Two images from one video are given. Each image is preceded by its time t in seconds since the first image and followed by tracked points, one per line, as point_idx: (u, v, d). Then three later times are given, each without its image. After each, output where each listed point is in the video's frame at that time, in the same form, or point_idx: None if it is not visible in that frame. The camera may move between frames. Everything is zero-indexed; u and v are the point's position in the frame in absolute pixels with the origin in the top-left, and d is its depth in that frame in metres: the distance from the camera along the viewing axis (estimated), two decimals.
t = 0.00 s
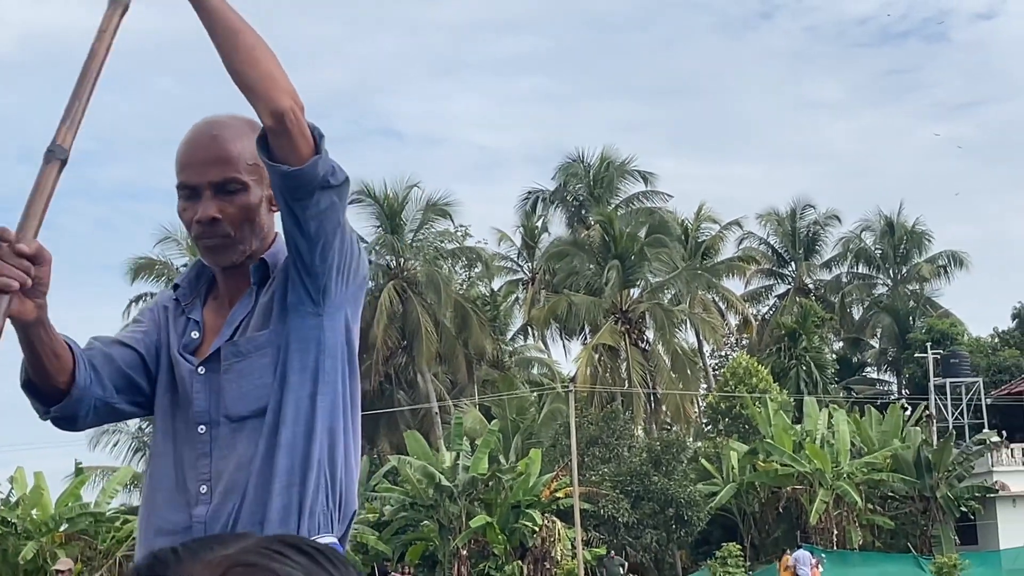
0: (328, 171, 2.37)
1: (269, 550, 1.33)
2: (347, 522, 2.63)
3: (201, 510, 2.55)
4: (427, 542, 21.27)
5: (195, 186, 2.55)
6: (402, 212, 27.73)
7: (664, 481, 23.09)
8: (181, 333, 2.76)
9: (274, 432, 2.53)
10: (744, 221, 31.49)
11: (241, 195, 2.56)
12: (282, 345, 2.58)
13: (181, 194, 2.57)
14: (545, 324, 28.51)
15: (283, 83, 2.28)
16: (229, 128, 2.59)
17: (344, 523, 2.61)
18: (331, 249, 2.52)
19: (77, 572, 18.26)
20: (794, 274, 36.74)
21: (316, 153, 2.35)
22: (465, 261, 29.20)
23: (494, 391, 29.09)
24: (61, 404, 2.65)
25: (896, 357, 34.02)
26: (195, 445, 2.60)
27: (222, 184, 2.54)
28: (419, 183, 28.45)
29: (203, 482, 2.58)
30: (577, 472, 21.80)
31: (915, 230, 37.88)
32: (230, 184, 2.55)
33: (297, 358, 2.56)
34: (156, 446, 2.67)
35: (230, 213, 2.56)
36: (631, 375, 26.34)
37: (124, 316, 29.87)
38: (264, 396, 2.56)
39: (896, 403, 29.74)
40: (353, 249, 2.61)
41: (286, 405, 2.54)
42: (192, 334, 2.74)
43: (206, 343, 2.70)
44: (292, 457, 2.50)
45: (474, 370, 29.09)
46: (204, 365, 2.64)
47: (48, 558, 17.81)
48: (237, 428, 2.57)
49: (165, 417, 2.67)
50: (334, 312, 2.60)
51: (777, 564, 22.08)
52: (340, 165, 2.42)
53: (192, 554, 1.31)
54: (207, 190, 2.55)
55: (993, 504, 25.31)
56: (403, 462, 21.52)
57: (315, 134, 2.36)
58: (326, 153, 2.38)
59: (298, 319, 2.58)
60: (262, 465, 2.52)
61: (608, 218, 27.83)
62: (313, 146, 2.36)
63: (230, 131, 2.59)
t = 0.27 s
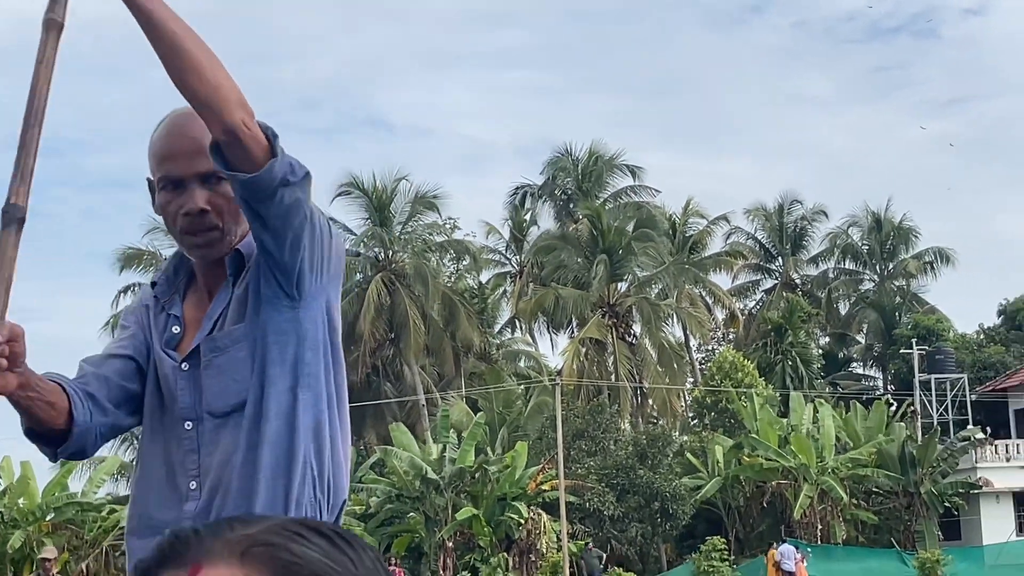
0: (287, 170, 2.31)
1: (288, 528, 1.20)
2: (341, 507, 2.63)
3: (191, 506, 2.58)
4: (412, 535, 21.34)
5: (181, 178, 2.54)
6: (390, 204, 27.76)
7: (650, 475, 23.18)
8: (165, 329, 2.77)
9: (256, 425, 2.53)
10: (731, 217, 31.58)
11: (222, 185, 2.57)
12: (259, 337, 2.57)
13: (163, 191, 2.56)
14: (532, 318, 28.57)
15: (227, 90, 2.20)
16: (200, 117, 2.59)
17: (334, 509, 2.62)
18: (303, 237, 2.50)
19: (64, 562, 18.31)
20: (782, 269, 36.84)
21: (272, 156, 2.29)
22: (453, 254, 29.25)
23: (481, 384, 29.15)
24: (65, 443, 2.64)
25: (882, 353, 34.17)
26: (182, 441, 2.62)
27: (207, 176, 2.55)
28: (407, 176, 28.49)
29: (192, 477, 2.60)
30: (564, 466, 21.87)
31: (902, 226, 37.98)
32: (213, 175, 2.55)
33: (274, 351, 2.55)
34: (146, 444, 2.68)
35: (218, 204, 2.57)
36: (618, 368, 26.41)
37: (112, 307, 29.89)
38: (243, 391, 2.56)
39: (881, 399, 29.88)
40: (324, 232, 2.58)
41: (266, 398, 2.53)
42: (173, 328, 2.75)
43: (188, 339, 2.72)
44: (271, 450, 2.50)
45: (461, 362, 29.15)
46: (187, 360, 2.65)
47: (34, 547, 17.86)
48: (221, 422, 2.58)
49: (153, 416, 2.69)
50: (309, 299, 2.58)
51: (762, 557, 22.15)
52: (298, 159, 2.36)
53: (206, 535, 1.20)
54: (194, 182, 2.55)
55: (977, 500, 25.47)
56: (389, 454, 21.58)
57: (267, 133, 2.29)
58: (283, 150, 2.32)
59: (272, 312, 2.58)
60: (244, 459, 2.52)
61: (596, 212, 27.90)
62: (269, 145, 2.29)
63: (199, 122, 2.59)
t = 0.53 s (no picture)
0: (188, 174, 2.10)
1: (268, 505, 1.21)
2: (301, 487, 2.43)
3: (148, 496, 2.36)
4: (385, 524, 21.45)
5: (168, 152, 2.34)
6: (366, 194, 27.79)
7: (622, 467, 23.31)
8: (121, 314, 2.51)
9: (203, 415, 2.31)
10: (705, 210, 31.71)
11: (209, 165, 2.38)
12: (200, 323, 2.33)
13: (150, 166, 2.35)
14: (506, 310, 28.65)
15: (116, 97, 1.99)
16: (186, 95, 2.38)
17: (297, 490, 2.41)
18: (236, 213, 2.25)
19: (38, 549, 18.36)
20: (756, 263, 36.99)
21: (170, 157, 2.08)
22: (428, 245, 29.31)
23: (456, 374, 29.26)
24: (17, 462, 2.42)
25: (854, 347, 34.41)
26: (140, 429, 2.39)
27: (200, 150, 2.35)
28: (383, 166, 28.53)
29: (148, 465, 2.37)
30: (537, 456, 21.96)
31: (876, 221, 38.16)
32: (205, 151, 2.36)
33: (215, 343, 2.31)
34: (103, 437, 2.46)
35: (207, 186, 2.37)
36: (591, 360, 26.53)
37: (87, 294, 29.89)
38: (188, 380, 2.34)
39: (852, 393, 30.07)
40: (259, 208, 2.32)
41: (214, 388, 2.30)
42: (128, 314, 2.49)
43: (142, 323, 2.46)
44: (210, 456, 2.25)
45: (436, 352, 29.25)
46: (142, 347, 2.40)
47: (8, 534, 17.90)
48: (172, 410, 2.35)
49: (109, 406, 2.47)
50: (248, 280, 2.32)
51: (733, 548, 22.27)
52: (204, 156, 2.14)
53: (185, 509, 1.21)
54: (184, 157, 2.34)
55: (946, 494, 25.68)
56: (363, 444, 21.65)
57: (161, 128, 2.09)
58: (181, 142, 2.11)
59: (210, 301, 2.33)
60: (191, 450, 2.30)
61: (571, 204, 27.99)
62: (166, 144, 2.09)
63: (184, 99, 2.38)
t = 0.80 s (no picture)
0: (99, 218, 2.07)
1: (221, 490, 1.26)
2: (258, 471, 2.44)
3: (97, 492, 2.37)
4: (345, 511, 21.49)
5: (97, 134, 2.38)
6: (328, 181, 27.73)
7: (581, 456, 23.39)
8: (57, 311, 2.50)
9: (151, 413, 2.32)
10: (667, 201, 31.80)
11: (139, 147, 2.41)
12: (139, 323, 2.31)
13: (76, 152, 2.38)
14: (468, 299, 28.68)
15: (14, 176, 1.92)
16: (115, 84, 2.41)
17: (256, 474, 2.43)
18: (157, 222, 2.19)
19: None
20: (717, 253, 37.12)
21: (75, 212, 2.03)
22: (391, 233, 29.28)
23: (417, 362, 29.28)
24: None
25: (814, 337, 34.60)
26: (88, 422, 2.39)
27: (124, 135, 2.39)
28: (346, 153, 28.47)
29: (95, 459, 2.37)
30: (498, 444, 22.01)
31: (837, 213, 38.35)
32: (132, 136, 2.40)
33: (155, 345, 2.31)
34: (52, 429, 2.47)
35: (133, 167, 2.40)
36: (553, 349, 26.62)
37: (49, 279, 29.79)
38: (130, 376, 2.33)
39: (811, 384, 30.26)
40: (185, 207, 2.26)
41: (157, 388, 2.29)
42: (66, 313, 2.46)
43: (81, 319, 2.44)
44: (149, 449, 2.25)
45: (397, 340, 29.25)
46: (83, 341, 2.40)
47: None
48: (116, 404, 2.35)
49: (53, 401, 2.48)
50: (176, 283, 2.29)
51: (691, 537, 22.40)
52: (110, 188, 2.10)
53: (139, 494, 1.27)
54: (110, 138, 2.39)
55: (903, 484, 25.89)
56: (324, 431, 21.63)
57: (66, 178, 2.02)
58: (86, 185, 2.06)
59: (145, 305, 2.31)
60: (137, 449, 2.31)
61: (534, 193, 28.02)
62: (70, 195, 2.03)
63: (113, 87, 2.41)
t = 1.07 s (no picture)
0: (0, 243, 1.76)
1: (129, 455, 1.18)
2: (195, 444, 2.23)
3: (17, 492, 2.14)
4: (276, 491, 21.51)
5: None
6: (262, 160, 27.61)
7: (512, 438, 23.49)
8: None
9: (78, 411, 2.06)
10: (601, 184, 31.93)
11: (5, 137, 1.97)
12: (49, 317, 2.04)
13: None
14: (401, 280, 28.70)
15: None
16: None
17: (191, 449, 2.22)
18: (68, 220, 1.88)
19: None
20: (650, 237, 37.29)
21: None
22: (325, 213, 29.23)
23: (350, 343, 29.29)
24: None
25: (744, 321, 34.90)
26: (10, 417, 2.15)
27: None
28: (281, 132, 28.36)
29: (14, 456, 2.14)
30: (429, 425, 22.06)
31: (769, 197, 38.60)
32: None
33: (81, 331, 2.04)
34: None
35: None
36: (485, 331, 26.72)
37: None
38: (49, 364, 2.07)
39: (742, 368, 30.48)
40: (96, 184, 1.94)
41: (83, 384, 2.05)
42: None
43: None
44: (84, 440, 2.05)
45: (330, 321, 29.26)
46: None
47: None
48: (39, 398, 2.10)
49: None
50: (90, 271, 1.99)
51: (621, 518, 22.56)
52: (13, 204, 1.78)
53: (44, 459, 1.21)
54: None
55: (830, 468, 26.16)
56: (256, 411, 21.62)
57: None
58: None
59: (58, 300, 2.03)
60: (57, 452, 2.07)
61: (469, 175, 28.04)
62: None
63: None
